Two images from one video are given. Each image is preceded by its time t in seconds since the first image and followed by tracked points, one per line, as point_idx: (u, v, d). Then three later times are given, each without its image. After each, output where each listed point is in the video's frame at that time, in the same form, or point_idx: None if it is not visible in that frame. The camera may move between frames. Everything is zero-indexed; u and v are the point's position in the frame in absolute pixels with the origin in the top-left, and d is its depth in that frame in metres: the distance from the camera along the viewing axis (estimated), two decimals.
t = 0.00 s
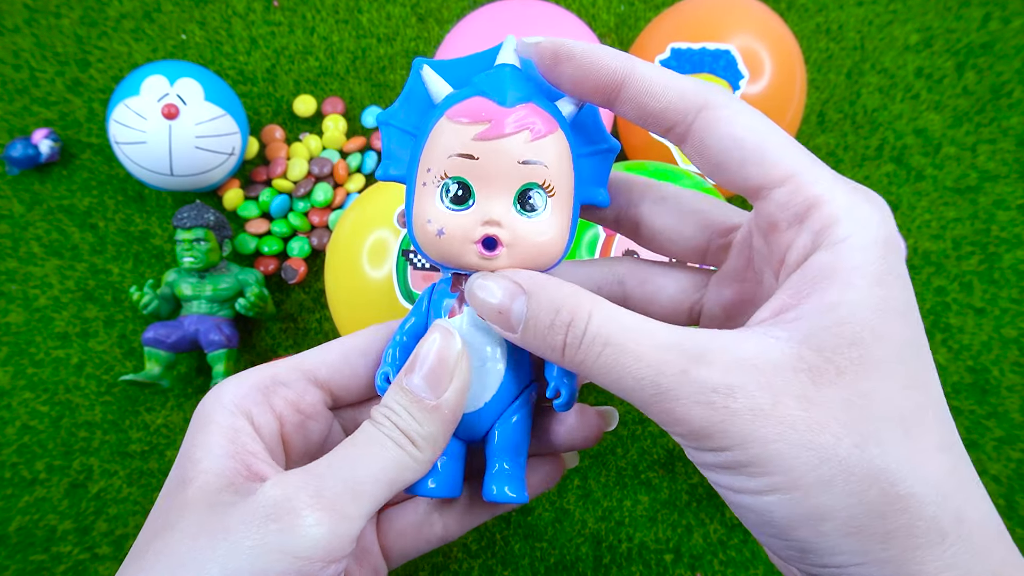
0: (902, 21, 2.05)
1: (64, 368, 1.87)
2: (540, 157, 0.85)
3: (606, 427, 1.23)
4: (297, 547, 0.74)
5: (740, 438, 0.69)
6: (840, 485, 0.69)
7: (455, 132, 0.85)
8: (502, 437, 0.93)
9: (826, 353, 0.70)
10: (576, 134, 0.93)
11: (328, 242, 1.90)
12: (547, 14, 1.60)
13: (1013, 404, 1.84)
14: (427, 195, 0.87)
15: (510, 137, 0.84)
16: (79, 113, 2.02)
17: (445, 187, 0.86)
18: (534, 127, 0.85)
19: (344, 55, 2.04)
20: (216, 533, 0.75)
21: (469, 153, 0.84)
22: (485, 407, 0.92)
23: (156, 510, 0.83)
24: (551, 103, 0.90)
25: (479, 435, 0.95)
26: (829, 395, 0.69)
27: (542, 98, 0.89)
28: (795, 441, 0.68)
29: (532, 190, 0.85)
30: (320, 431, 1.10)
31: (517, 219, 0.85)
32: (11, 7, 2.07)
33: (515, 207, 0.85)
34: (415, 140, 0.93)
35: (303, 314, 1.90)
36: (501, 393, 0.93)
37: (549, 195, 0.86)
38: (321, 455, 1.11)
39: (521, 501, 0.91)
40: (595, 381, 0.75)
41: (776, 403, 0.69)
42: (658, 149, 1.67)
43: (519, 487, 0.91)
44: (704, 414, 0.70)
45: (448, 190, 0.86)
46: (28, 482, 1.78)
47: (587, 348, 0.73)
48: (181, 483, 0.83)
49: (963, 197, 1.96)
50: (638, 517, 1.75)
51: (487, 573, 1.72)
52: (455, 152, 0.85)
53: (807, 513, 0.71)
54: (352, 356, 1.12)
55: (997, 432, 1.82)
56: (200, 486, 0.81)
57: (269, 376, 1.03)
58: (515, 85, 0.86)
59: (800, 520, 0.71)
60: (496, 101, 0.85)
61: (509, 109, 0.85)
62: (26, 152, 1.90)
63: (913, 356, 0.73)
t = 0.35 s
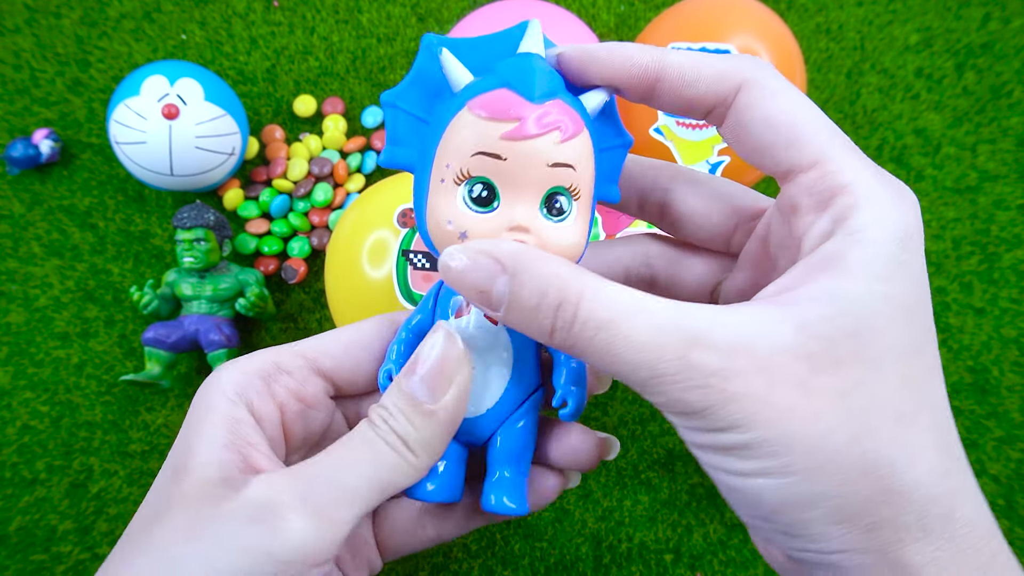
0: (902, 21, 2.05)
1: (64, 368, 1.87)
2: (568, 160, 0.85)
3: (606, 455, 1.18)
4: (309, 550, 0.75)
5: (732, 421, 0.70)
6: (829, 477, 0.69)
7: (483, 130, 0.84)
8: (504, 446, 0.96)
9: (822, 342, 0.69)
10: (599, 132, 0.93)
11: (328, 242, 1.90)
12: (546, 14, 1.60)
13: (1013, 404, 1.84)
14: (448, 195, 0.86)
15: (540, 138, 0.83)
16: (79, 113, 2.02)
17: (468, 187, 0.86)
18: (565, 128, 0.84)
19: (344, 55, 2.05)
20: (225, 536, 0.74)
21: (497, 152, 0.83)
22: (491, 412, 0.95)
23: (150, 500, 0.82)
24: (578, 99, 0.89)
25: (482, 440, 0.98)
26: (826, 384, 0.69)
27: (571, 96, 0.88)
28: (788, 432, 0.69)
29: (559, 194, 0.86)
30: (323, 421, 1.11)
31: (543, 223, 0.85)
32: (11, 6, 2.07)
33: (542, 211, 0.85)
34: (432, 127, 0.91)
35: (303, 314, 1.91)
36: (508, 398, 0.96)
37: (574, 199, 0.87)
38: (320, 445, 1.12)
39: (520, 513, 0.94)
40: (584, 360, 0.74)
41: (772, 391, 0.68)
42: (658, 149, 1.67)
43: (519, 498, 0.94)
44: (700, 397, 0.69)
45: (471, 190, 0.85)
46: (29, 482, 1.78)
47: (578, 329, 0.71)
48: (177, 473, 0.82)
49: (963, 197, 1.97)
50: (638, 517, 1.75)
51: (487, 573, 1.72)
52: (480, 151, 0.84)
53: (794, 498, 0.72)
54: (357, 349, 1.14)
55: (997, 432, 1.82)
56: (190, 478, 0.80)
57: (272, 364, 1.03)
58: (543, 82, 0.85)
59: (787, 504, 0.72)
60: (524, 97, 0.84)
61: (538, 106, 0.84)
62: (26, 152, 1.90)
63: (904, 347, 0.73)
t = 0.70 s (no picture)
0: (901, 21, 2.05)
1: (64, 368, 1.87)
2: (571, 164, 0.84)
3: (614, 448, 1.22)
4: (312, 540, 0.75)
5: (721, 420, 0.70)
6: (807, 475, 0.70)
7: (485, 138, 0.84)
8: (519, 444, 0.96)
9: (817, 343, 0.70)
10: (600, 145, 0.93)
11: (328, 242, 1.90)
12: (547, 14, 1.60)
13: (1013, 404, 1.84)
14: (455, 200, 0.86)
15: (541, 143, 0.83)
16: (79, 113, 2.02)
17: (475, 192, 0.85)
18: (564, 134, 0.84)
19: (344, 55, 2.05)
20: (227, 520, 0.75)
21: (501, 157, 0.83)
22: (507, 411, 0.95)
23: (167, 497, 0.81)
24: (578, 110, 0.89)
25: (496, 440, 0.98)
26: (815, 385, 0.69)
27: (570, 107, 0.88)
28: (774, 431, 0.69)
29: (562, 197, 0.85)
30: (331, 421, 1.10)
31: (547, 225, 0.84)
32: (11, 7, 2.07)
33: (546, 214, 0.84)
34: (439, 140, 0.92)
35: (303, 314, 1.91)
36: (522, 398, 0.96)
37: (578, 203, 0.86)
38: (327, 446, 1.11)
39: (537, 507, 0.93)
40: (579, 356, 0.75)
41: (766, 388, 0.68)
42: (658, 150, 1.67)
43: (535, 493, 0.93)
44: (690, 396, 0.70)
45: (478, 194, 0.85)
46: (29, 481, 1.78)
47: (576, 325, 0.72)
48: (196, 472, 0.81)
49: (962, 197, 1.97)
50: (638, 517, 1.75)
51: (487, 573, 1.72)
52: (485, 157, 0.84)
53: (787, 496, 0.72)
54: (366, 350, 1.13)
55: (997, 432, 1.82)
56: (211, 475, 0.80)
57: (283, 364, 1.02)
58: (542, 91, 0.86)
59: (780, 501, 0.73)
60: (525, 107, 0.85)
61: (539, 114, 0.85)
62: (26, 152, 1.90)
63: (902, 346, 0.73)
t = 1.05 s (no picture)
0: (902, 21, 2.05)
1: (65, 368, 1.87)
2: (473, 141, 0.82)
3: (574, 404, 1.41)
4: (294, 501, 0.75)
5: (666, 567, 0.71)
6: None
7: (390, 132, 0.83)
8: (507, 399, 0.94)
9: (763, 500, 0.72)
10: (519, 101, 0.88)
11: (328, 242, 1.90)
12: (546, 14, 1.60)
13: (1013, 404, 1.84)
14: (378, 196, 0.87)
15: (441, 125, 0.80)
16: (79, 113, 2.02)
17: (392, 187, 0.85)
18: (466, 110, 0.81)
19: (344, 55, 2.05)
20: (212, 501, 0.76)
21: (404, 151, 0.82)
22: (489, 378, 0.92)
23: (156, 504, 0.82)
24: (481, 76, 0.85)
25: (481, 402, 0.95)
26: (759, 544, 0.70)
27: (474, 76, 0.84)
28: None
29: (474, 173, 0.83)
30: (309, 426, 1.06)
31: (461, 207, 0.84)
32: (11, 7, 2.07)
33: (459, 195, 0.84)
34: (363, 137, 0.88)
35: (303, 314, 1.91)
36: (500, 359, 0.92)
37: (492, 174, 0.84)
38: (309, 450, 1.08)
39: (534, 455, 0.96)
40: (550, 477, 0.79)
41: (711, 538, 0.70)
42: (659, 150, 1.68)
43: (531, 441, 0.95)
44: (643, 540, 0.71)
45: (394, 189, 0.85)
46: (29, 481, 1.78)
47: (552, 446, 0.77)
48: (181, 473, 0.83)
49: (963, 197, 1.97)
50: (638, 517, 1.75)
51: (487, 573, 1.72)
52: (392, 152, 0.83)
53: None
54: (337, 351, 1.06)
55: (997, 432, 1.82)
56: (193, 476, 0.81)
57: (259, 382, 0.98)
58: (440, 71, 0.82)
59: None
60: (424, 92, 0.82)
61: (437, 97, 0.81)
62: (26, 152, 1.90)
63: (844, 504, 0.74)
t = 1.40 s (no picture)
0: (902, 21, 2.05)
1: (64, 368, 1.87)
2: (547, 159, 0.82)
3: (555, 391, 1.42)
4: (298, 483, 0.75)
5: (655, 553, 0.70)
6: None
7: (469, 126, 0.82)
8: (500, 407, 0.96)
9: (763, 505, 0.73)
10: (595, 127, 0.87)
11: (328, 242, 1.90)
12: (547, 14, 1.59)
13: (1013, 404, 1.84)
14: (436, 184, 0.86)
15: (521, 136, 0.80)
16: (79, 113, 2.02)
17: (454, 179, 0.85)
18: (547, 129, 0.81)
19: (344, 55, 2.04)
20: (222, 480, 0.75)
21: (480, 148, 0.82)
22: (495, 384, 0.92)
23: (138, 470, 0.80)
24: (568, 99, 0.84)
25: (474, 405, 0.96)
26: (755, 543, 0.70)
27: (560, 96, 0.83)
28: None
29: (537, 190, 0.84)
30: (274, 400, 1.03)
31: (517, 219, 0.84)
32: (11, 7, 2.07)
33: (520, 206, 0.84)
34: (432, 120, 0.87)
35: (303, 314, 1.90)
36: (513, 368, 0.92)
37: (553, 195, 0.84)
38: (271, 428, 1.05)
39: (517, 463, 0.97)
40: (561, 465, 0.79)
41: (708, 526, 0.70)
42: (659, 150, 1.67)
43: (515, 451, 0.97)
44: (645, 520, 0.71)
45: (456, 181, 0.85)
46: (29, 482, 1.77)
47: (566, 431, 0.77)
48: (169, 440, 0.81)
49: (963, 197, 1.96)
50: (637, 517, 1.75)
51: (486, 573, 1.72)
52: (466, 146, 0.82)
53: None
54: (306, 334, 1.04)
55: (997, 432, 1.82)
56: (184, 444, 0.80)
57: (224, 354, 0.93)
58: (534, 81, 0.81)
59: None
60: (515, 97, 0.81)
61: (527, 107, 0.81)
62: (26, 152, 1.90)
63: (841, 528, 0.74)
